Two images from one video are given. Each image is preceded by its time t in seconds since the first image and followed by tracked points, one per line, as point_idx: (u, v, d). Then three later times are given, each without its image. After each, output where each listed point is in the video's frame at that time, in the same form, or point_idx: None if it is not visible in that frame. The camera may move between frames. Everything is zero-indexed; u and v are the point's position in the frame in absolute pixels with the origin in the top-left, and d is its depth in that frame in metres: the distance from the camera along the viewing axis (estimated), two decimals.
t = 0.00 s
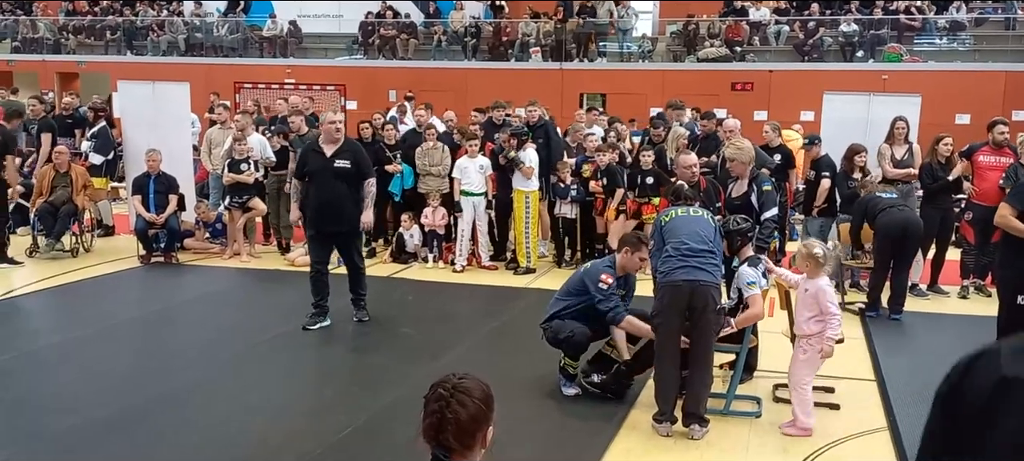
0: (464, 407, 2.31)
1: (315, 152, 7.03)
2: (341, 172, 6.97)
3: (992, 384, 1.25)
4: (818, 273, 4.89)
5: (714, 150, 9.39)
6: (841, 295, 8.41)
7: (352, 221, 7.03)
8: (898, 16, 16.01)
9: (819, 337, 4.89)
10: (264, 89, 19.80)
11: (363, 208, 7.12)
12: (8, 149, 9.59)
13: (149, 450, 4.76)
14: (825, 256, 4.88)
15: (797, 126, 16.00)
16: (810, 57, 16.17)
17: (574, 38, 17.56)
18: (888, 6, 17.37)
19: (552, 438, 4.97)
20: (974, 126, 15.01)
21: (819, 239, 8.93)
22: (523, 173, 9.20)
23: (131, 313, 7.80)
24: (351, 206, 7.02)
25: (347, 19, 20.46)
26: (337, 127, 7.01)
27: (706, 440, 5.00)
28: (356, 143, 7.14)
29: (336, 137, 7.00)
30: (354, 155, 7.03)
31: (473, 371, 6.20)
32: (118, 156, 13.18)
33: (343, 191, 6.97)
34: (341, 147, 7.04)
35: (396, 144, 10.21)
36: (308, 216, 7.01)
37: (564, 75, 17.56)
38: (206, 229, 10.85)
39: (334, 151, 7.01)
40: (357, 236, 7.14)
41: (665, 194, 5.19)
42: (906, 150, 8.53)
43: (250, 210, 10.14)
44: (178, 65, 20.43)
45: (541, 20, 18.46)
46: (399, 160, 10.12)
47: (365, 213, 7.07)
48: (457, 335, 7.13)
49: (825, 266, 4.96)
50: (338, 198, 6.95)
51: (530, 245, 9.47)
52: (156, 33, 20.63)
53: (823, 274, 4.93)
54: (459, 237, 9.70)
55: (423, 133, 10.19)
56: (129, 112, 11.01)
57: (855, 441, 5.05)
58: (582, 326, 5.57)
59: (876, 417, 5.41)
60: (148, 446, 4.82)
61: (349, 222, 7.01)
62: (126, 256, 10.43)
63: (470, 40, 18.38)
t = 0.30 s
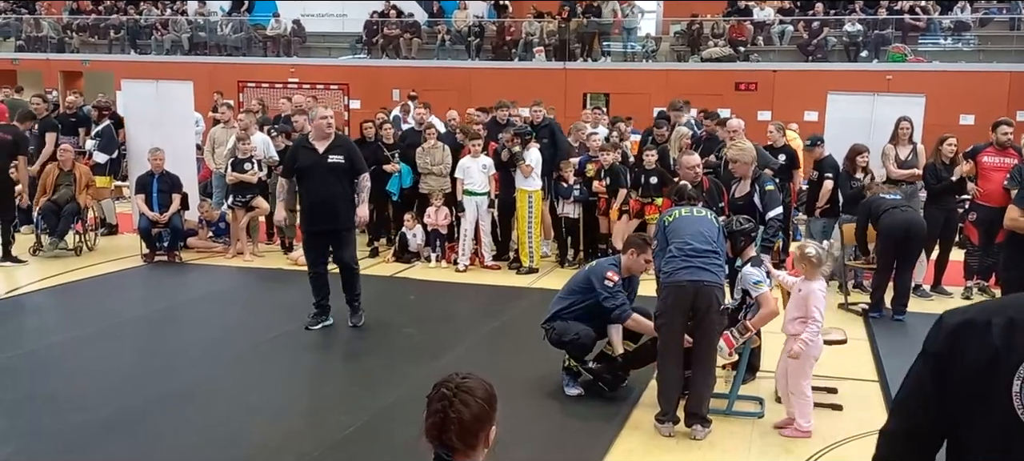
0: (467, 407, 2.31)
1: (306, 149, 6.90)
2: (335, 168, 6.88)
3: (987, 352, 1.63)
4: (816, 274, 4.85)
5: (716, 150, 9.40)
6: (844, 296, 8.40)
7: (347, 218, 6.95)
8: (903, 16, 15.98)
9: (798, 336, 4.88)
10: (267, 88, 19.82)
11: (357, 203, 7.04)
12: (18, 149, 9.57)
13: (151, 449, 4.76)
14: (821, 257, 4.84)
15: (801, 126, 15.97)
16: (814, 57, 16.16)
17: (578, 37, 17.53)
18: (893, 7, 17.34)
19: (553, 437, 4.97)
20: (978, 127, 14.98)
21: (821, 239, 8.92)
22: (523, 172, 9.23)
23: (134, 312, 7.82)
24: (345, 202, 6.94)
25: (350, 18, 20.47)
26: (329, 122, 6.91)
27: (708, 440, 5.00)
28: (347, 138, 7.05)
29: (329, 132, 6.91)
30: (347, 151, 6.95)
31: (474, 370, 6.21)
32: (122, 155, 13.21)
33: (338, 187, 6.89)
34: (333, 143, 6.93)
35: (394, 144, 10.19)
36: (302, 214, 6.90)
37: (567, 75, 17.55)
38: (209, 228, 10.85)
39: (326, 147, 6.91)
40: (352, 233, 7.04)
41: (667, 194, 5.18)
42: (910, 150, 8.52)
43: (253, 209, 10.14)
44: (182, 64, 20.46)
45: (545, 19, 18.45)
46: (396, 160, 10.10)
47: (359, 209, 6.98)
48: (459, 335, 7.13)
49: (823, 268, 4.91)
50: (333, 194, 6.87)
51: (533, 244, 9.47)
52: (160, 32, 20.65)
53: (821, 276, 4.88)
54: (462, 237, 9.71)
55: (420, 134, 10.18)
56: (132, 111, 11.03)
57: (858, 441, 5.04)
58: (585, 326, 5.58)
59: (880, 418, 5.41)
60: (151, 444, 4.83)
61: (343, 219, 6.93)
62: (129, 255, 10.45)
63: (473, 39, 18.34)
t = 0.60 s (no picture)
0: (471, 406, 2.31)
1: (308, 152, 6.71)
2: (338, 172, 6.70)
3: (990, 347, 1.62)
4: (804, 276, 4.85)
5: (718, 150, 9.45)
6: (848, 296, 8.39)
7: (349, 225, 6.73)
8: (907, 16, 15.96)
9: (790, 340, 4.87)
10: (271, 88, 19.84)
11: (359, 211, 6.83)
12: (18, 153, 9.63)
13: (158, 447, 4.78)
14: (807, 259, 4.83)
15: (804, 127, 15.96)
16: (818, 58, 16.15)
17: (582, 38, 17.54)
18: (897, 7, 17.32)
19: (556, 437, 4.97)
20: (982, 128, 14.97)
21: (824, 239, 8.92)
22: (525, 172, 9.19)
23: (138, 311, 7.83)
24: (348, 207, 6.74)
25: (354, 18, 20.49)
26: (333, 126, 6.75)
27: (711, 441, 5.00)
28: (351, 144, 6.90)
29: (332, 136, 6.75)
30: (350, 156, 6.80)
31: (478, 370, 6.21)
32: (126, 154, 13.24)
33: (341, 191, 6.69)
34: (337, 147, 6.78)
35: (393, 143, 10.16)
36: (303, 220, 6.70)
37: (571, 75, 17.54)
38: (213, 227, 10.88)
39: (330, 152, 6.74)
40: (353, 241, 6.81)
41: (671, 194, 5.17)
42: (914, 151, 8.52)
43: (257, 209, 10.16)
44: (186, 64, 20.49)
45: (549, 20, 18.45)
46: (395, 160, 10.04)
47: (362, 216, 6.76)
48: (463, 335, 7.14)
49: (811, 269, 4.91)
50: (335, 200, 6.66)
51: (536, 244, 9.46)
52: (165, 32, 20.69)
53: (809, 277, 4.89)
54: (465, 236, 9.71)
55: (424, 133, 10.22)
56: (137, 111, 11.05)
57: (862, 442, 5.04)
58: (588, 326, 5.58)
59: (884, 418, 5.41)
60: (157, 442, 4.85)
61: (345, 226, 6.71)
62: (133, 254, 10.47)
63: (477, 40, 18.35)
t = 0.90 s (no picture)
0: (473, 406, 2.31)
1: (315, 149, 6.58)
2: (342, 172, 6.55)
3: None
4: (790, 272, 4.88)
5: (721, 149, 9.46)
6: (851, 296, 8.36)
7: (347, 227, 6.58)
8: (911, 16, 15.93)
9: (774, 336, 4.87)
10: (274, 87, 19.85)
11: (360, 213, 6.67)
12: (16, 150, 9.68)
13: (159, 446, 4.78)
14: (791, 256, 4.87)
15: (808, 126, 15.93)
16: (822, 57, 16.13)
17: (585, 37, 17.52)
18: (901, 7, 17.30)
19: (558, 437, 4.96)
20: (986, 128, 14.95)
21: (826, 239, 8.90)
22: (528, 171, 9.18)
23: (141, 310, 7.84)
24: (348, 209, 6.59)
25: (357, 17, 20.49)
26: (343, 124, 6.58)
27: (714, 441, 4.99)
28: (360, 144, 6.73)
29: (341, 134, 6.58)
30: (357, 157, 6.61)
31: (480, 369, 6.21)
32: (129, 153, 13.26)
33: (342, 192, 6.55)
34: (344, 146, 6.62)
35: (393, 142, 10.14)
36: (302, 216, 6.57)
37: (574, 75, 17.53)
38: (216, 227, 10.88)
39: (337, 150, 6.59)
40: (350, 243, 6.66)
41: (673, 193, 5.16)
42: (918, 150, 8.50)
43: (259, 208, 10.17)
44: (189, 63, 20.51)
45: (552, 19, 18.44)
46: (395, 158, 10.06)
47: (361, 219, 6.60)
48: (466, 334, 7.14)
49: (796, 267, 4.92)
50: (337, 200, 6.53)
51: (539, 244, 9.46)
52: (168, 31, 20.70)
53: (793, 276, 4.90)
54: (468, 236, 9.71)
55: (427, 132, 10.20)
56: (140, 109, 11.06)
57: (865, 442, 5.04)
58: (591, 327, 5.57)
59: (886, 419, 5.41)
60: (158, 442, 4.84)
61: (344, 228, 6.57)
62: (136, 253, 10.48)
63: (480, 39, 18.37)
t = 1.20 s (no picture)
0: (477, 405, 2.31)
1: (315, 150, 6.43)
2: (342, 175, 6.39)
3: None
4: (784, 270, 4.84)
5: (724, 150, 9.47)
6: (854, 297, 8.35)
7: (347, 231, 6.42)
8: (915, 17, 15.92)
9: (763, 333, 4.85)
10: (278, 87, 19.88)
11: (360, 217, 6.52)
12: (16, 149, 9.76)
13: (162, 445, 4.79)
14: (785, 254, 4.82)
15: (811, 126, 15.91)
16: (825, 58, 16.13)
17: (588, 37, 17.51)
18: (905, 8, 17.28)
19: (562, 437, 4.97)
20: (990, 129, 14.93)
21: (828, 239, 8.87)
22: (532, 172, 9.21)
23: (145, 309, 7.86)
24: (348, 212, 6.43)
25: (361, 17, 20.52)
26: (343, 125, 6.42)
27: (718, 441, 5.00)
28: (359, 146, 6.58)
29: (341, 135, 6.42)
30: (357, 159, 6.47)
31: (484, 368, 6.23)
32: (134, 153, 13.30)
33: (342, 195, 6.38)
34: (344, 148, 6.46)
35: (394, 142, 10.15)
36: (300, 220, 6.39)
37: (577, 75, 17.53)
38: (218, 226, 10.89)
39: (336, 152, 6.43)
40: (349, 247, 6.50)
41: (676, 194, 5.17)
42: (921, 152, 8.55)
43: (263, 207, 10.19)
44: (193, 63, 20.54)
45: (555, 19, 18.44)
46: (395, 157, 10.06)
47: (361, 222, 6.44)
48: (470, 334, 7.15)
49: (790, 265, 4.86)
50: (337, 204, 6.36)
51: (543, 244, 9.47)
52: (172, 31, 20.74)
53: (786, 274, 4.84)
54: (471, 236, 9.73)
55: (430, 132, 10.17)
56: (144, 109, 11.08)
57: (869, 443, 5.04)
58: (595, 328, 5.58)
59: (890, 420, 5.41)
60: (161, 441, 4.85)
61: (344, 232, 6.40)
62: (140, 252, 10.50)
63: (483, 39, 18.38)
